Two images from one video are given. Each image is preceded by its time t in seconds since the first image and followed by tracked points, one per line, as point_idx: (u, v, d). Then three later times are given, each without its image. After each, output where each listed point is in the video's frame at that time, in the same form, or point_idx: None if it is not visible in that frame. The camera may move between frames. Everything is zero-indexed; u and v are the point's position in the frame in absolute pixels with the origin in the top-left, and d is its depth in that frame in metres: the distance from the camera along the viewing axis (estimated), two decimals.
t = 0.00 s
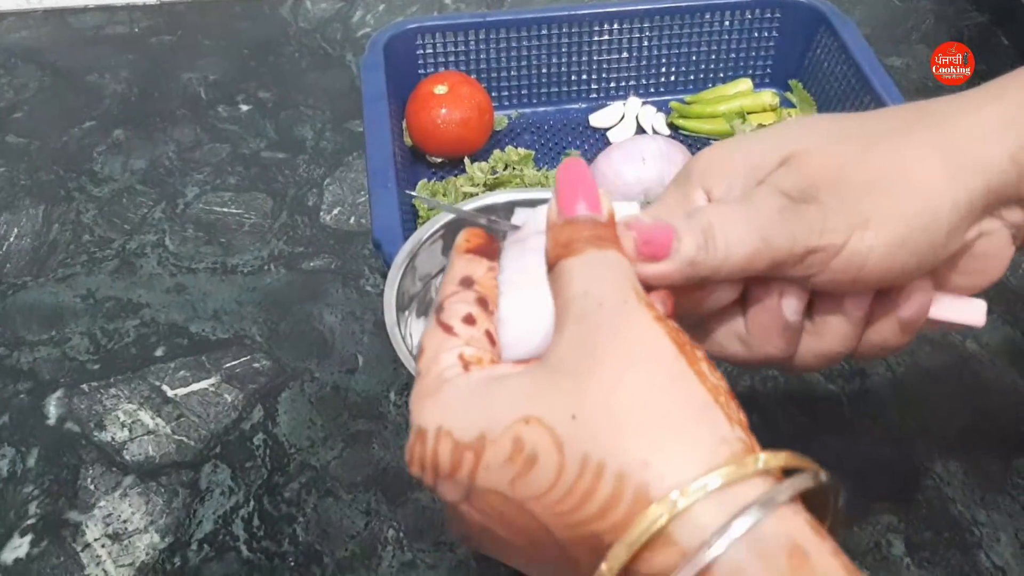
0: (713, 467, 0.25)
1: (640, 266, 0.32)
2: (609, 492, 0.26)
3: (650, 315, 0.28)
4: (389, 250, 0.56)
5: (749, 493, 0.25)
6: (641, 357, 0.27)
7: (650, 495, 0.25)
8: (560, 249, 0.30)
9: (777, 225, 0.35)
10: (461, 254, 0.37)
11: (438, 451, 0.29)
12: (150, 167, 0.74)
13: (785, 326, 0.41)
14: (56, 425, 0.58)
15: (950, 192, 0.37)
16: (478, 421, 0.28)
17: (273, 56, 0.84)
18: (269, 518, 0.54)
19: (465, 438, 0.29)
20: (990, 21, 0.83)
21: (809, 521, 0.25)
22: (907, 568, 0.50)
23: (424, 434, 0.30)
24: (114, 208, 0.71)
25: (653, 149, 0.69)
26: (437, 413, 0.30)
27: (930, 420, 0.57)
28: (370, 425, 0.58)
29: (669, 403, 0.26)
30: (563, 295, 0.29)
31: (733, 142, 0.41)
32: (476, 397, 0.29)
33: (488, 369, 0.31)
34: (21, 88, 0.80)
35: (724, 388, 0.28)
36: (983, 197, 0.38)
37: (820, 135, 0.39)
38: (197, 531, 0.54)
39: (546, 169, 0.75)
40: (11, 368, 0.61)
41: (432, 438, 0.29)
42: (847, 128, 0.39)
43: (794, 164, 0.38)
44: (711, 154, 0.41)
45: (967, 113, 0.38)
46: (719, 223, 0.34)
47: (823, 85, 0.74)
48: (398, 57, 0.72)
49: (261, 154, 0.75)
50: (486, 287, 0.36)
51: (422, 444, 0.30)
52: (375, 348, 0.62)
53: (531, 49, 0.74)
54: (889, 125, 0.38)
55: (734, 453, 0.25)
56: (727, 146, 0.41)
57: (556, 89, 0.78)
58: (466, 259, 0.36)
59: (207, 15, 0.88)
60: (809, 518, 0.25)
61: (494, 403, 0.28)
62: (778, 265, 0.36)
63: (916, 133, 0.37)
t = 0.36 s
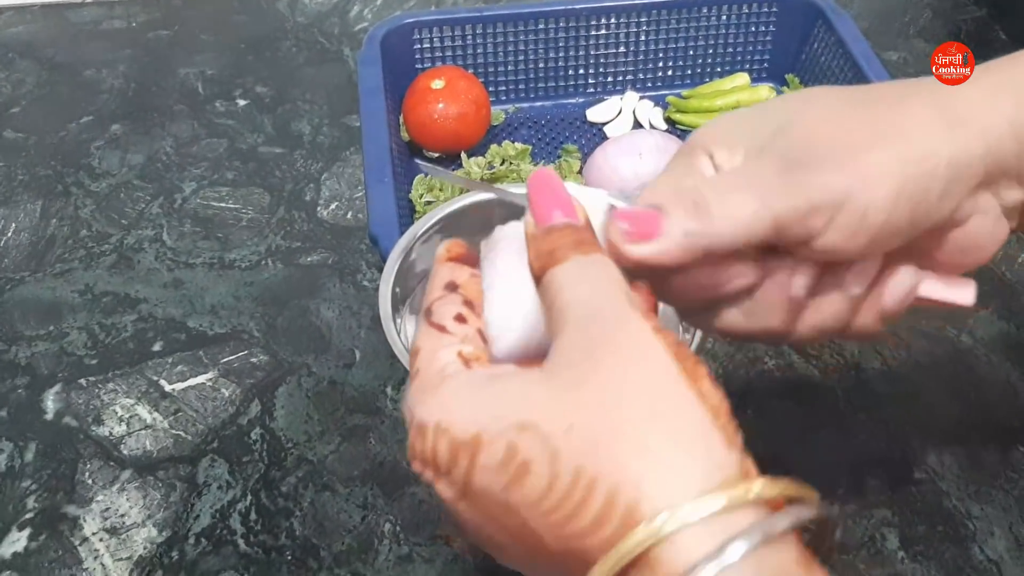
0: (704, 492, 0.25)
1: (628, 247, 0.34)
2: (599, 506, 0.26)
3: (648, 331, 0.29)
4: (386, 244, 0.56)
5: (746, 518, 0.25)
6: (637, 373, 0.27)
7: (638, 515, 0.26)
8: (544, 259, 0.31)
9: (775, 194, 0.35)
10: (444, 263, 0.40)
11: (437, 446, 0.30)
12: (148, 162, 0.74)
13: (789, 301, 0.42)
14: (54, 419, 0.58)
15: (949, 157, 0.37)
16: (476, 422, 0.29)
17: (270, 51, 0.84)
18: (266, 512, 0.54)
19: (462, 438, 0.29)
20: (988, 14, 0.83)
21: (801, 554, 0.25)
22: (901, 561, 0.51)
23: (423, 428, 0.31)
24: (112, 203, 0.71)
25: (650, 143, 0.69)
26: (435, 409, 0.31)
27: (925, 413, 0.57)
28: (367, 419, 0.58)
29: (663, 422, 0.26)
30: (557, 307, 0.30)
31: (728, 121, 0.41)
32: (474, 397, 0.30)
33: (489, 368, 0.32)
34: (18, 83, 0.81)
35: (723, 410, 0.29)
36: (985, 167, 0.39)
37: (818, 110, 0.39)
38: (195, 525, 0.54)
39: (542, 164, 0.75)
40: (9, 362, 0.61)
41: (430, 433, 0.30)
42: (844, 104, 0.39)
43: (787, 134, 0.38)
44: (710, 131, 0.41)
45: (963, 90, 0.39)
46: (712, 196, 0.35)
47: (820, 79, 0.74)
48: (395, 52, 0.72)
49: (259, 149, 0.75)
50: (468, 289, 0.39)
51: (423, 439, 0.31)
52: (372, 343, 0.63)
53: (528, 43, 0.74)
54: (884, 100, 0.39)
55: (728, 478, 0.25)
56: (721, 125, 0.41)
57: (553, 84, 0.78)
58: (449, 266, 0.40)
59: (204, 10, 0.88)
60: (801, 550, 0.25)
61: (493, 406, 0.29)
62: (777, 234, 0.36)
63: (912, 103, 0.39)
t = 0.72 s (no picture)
0: (662, 517, 0.26)
1: (661, 224, 0.32)
2: (563, 521, 0.28)
3: (627, 336, 0.29)
4: (384, 242, 0.57)
5: (701, 544, 0.26)
6: (608, 388, 0.28)
7: (598, 533, 0.27)
8: (557, 238, 0.32)
9: (798, 196, 0.34)
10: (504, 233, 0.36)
11: (426, 444, 0.32)
12: (148, 160, 0.75)
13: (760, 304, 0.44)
14: (53, 415, 0.59)
15: (951, 178, 0.39)
16: (457, 426, 0.31)
17: (269, 50, 0.84)
18: (264, 507, 0.55)
19: (446, 439, 0.31)
20: (984, 14, 0.84)
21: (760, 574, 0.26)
22: (894, 557, 0.51)
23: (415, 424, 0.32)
24: (111, 201, 0.72)
25: (648, 143, 0.69)
26: (424, 408, 0.32)
27: (918, 411, 0.57)
28: (364, 416, 0.59)
29: (628, 442, 0.27)
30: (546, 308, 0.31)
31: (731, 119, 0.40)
32: (459, 400, 0.31)
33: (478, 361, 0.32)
34: (19, 81, 0.81)
35: (702, 417, 0.29)
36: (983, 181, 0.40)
37: (838, 115, 0.39)
38: (193, 520, 0.54)
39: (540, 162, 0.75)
40: (9, 359, 0.62)
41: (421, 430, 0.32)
42: (861, 111, 0.39)
43: (805, 136, 0.37)
44: (711, 131, 0.39)
45: (977, 107, 0.40)
46: (744, 189, 0.33)
47: (816, 79, 0.75)
48: (393, 51, 0.73)
49: (258, 147, 0.76)
50: (515, 266, 0.35)
51: (414, 435, 0.32)
52: (370, 341, 0.63)
53: (526, 42, 0.75)
54: (903, 112, 0.39)
55: (688, 503, 0.26)
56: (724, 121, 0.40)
57: (551, 83, 0.78)
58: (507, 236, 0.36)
59: (203, 8, 0.88)
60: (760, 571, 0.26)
61: (473, 411, 0.30)
62: (794, 235, 0.36)
63: (917, 112, 0.39)
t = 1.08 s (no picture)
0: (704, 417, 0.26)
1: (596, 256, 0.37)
2: (603, 440, 0.27)
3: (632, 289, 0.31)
4: (378, 241, 0.57)
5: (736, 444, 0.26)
6: (629, 321, 0.29)
7: (646, 441, 0.26)
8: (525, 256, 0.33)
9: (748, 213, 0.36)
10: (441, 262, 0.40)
11: (430, 410, 0.30)
12: (144, 158, 0.75)
13: (785, 331, 0.40)
14: (49, 414, 0.59)
15: (923, 206, 0.36)
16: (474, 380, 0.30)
17: (265, 48, 0.84)
18: (259, 506, 0.55)
19: (460, 395, 0.30)
20: (981, 11, 0.83)
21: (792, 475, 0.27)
22: (889, 555, 0.51)
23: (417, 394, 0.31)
24: (107, 200, 0.72)
25: (643, 140, 0.69)
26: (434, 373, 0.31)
27: (913, 408, 0.57)
28: (359, 414, 0.59)
29: (659, 362, 0.28)
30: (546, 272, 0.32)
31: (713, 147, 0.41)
32: (469, 360, 0.30)
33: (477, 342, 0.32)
34: (15, 80, 0.81)
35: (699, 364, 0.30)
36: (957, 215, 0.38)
37: (802, 140, 0.38)
38: (188, 519, 0.54)
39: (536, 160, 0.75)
40: (4, 358, 0.62)
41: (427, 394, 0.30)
42: (825, 134, 0.38)
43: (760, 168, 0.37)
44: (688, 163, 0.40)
45: (957, 128, 0.37)
46: (683, 218, 0.37)
47: (812, 76, 0.74)
48: (388, 49, 0.72)
49: (254, 145, 0.76)
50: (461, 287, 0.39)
51: (415, 405, 0.31)
52: (365, 339, 0.63)
53: (522, 40, 0.75)
54: (872, 133, 0.38)
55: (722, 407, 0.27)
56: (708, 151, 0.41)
57: (546, 81, 0.78)
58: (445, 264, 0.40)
59: (199, 6, 0.88)
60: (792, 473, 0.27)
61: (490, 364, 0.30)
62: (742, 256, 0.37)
63: (892, 138, 0.37)
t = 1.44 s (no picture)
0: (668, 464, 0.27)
1: (639, 218, 0.33)
2: (564, 470, 0.29)
3: (619, 289, 0.30)
4: (378, 241, 0.57)
5: (702, 490, 0.27)
6: (605, 338, 0.29)
7: (602, 482, 0.28)
8: (526, 201, 0.32)
9: (776, 180, 0.35)
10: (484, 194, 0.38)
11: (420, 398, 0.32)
12: (144, 158, 0.75)
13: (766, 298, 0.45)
14: (49, 414, 0.59)
15: (929, 159, 0.40)
16: (454, 377, 0.31)
17: (265, 48, 0.84)
18: (259, 506, 0.55)
19: (441, 392, 0.31)
20: (982, 8, 0.83)
21: (764, 517, 0.27)
22: (889, 554, 0.51)
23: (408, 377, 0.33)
24: (107, 200, 0.72)
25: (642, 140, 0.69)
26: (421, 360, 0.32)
27: (913, 406, 0.57)
28: (359, 414, 0.59)
29: (631, 395, 0.28)
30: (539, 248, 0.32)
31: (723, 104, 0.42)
32: (457, 350, 0.31)
33: (472, 316, 0.33)
34: (15, 79, 0.81)
35: (698, 368, 0.30)
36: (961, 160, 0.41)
37: (812, 99, 0.40)
38: (188, 519, 0.54)
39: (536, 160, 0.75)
40: (5, 358, 0.62)
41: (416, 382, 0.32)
42: (831, 90, 0.40)
43: (781, 119, 0.39)
44: (702, 115, 0.42)
45: (964, 89, 0.41)
46: (717, 177, 0.34)
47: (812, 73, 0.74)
48: (388, 48, 0.72)
49: (254, 145, 0.76)
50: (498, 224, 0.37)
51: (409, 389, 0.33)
52: (365, 339, 0.63)
53: (522, 39, 0.75)
54: (884, 94, 0.40)
55: (694, 450, 0.27)
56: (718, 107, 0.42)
57: (547, 80, 0.78)
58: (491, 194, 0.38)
59: (199, 6, 0.88)
60: (762, 515, 0.27)
61: (468, 362, 0.31)
62: (773, 219, 0.36)
63: (902, 95, 0.40)
